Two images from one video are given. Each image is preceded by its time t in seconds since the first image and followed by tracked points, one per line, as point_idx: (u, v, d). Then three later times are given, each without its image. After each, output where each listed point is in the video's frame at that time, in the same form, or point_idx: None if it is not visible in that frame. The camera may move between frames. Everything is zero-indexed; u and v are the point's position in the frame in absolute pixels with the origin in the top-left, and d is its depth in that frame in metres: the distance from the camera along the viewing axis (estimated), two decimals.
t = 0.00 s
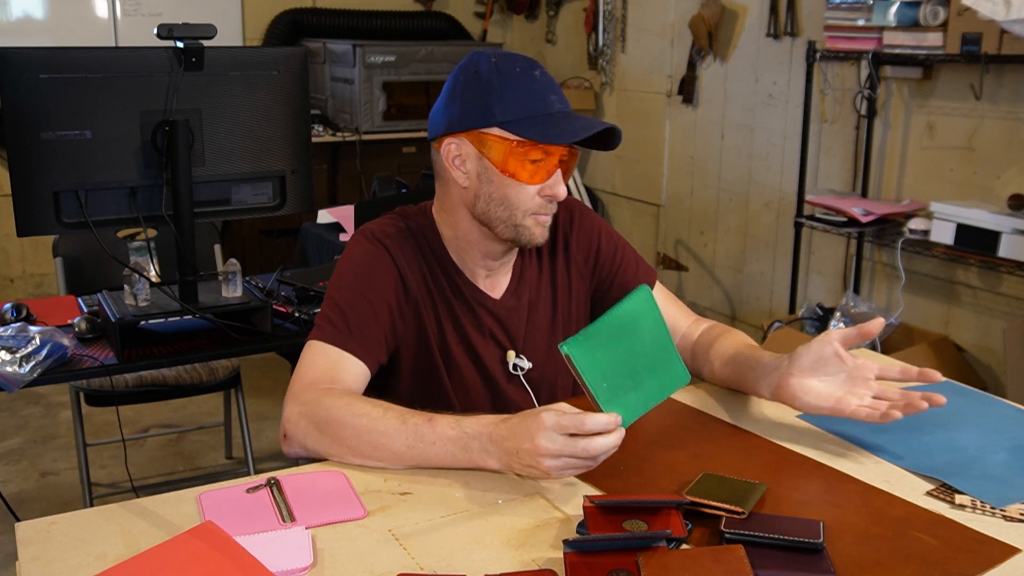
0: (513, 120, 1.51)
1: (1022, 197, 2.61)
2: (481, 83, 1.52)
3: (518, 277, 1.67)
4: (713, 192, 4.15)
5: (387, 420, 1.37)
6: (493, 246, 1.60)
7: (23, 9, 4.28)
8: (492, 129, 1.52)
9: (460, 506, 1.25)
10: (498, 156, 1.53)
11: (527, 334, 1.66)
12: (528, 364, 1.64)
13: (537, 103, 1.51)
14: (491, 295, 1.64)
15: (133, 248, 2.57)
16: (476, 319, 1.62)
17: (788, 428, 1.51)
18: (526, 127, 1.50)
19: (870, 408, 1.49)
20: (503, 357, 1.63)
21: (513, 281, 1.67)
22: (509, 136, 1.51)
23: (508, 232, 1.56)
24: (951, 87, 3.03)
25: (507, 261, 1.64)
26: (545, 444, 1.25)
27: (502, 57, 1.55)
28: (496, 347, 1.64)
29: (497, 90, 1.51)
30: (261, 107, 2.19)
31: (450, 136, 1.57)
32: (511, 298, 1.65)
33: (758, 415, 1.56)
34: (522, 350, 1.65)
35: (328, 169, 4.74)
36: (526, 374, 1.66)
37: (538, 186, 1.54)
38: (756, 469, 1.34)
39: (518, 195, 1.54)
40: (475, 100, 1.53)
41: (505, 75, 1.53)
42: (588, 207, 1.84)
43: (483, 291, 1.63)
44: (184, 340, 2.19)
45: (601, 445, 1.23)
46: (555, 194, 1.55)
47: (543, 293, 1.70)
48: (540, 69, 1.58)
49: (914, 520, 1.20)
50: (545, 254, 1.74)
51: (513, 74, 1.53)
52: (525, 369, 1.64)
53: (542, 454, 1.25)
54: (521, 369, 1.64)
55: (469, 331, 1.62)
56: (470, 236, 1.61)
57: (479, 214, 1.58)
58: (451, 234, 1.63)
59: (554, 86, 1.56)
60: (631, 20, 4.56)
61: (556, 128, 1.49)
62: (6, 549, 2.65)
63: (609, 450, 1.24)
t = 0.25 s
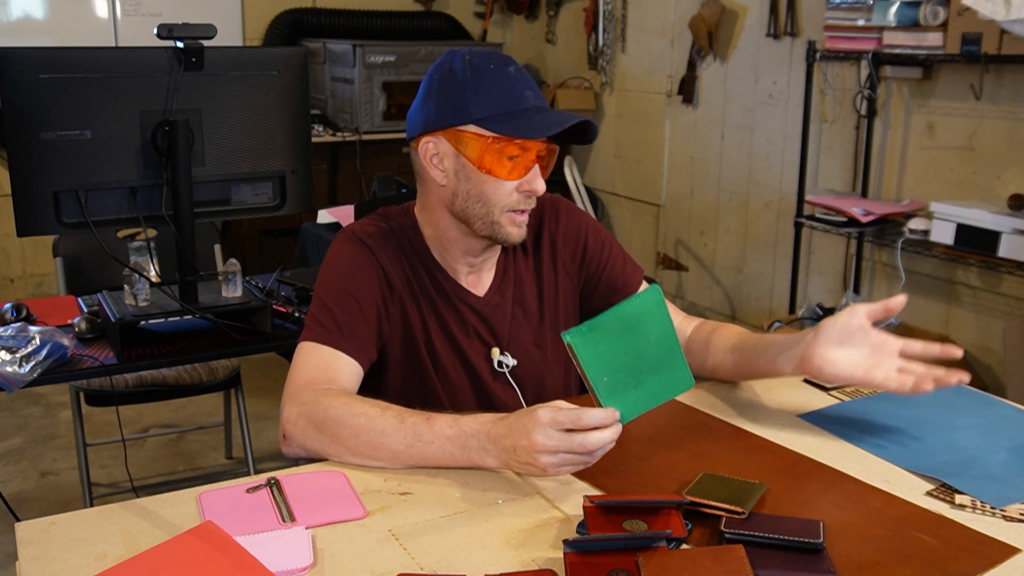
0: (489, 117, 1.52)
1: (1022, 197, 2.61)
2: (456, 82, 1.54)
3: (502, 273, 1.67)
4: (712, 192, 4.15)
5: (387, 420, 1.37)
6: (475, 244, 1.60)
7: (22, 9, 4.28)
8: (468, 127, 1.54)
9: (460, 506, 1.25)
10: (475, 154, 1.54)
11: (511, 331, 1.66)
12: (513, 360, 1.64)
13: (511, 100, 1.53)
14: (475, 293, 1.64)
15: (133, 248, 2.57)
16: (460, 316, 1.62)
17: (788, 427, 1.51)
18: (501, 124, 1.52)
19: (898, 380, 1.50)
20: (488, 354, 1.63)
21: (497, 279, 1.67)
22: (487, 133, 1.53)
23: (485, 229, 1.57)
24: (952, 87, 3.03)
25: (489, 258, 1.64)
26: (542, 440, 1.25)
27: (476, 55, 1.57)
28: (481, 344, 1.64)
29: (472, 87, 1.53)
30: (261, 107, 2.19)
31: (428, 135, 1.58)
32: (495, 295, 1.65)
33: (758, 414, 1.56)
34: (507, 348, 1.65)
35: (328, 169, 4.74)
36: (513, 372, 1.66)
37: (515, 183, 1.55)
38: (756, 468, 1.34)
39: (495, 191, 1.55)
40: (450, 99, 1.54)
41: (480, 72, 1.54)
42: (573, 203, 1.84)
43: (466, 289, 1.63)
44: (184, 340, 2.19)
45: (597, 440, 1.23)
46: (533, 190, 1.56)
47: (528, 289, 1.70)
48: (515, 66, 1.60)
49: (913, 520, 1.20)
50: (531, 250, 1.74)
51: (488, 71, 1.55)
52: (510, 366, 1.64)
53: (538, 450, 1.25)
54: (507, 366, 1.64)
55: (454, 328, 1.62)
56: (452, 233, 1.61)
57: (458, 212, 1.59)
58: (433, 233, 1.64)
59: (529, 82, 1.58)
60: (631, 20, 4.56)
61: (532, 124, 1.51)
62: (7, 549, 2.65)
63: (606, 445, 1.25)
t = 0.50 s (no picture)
0: (459, 120, 1.52)
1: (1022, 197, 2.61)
2: (427, 85, 1.55)
3: (490, 272, 1.67)
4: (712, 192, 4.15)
5: (386, 420, 1.37)
6: (457, 246, 1.60)
7: (23, 9, 4.28)
8: (439, 129, 1.53)
9: (460, 506, 1.25)
10: (447, 155, 1.53)
11: (501, 331, 1.66)
12: (503, 360, 1.64)
13: (481, 101, 1.52)
14: (465, 294, 1.64)
15: (133, 248, 2.57)
16: (450, 316, 1.62)
17: (788, 427, 1.51)
18: (471, 126, 1.51)
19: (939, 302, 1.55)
20: (478, 354, 1.63)
21: (485, 279, 1.67)
22: (457, 133, 1.52)
23: (462, 231, 1.56)
24: (951, 87, 3.03)
25: (476, 259, 1.64)
26: (537, 432, 1.24)
27: (449, 55, 1.56)
28: (472, 344, 1.64)
29: (443, 89, 1.53)
30: (261, 107, 2.19)
31: (405, 137, 1.59)
32: (484, 296, 1.65)
33: (758, 414, 1.56)
34: (498, 348, 1.65)
35: (328, 169, 4.74)
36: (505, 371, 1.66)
37: (489, 184, 1.53)
38: (755, 468, 1.34)
39: (469, 193, 1.54)
40: (422, 102, 1.55)
41: (451, 74, 1.54)
42: (562, 201, 1.84)
43: (455, 290, 1.63)
44: (184, 340, 2.19)
45: (593, 433, 1.21)
46: (508, 191, 1.54)
47: (518, 289, 1.70)
48: (491, 64, 1.59)
49: (914, 520, 1.20)
50: (521, 250, 1.74)
51: (460, 72, 1.54)
52: (501, 365, 1.64)
53: (534, 442, 1.24)
54: (497, 366, 1.64)
55: (445, 329, 1.62)
56: (434, 235, 1.60)
57: (437, 214, 1.58)
58: (419, 235, 1.63)
59: (503, 81, 1.57)
60: (631, 20, 4.56)
61: (502, 125, 1.50)
62: (7, 549, 2.65)
63: (603, 437, 1.22)
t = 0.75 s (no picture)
0: (427, 110, 1.56)
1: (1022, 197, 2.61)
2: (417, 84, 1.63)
3: (499, 273, 1.67)
4: (713, 192, 4.15)
5: (386, 419, 1.37)
6: (451, 243, 1.60)
7: (22, 9, 4.28)
8: (415, 121, 1.59)
9: (460, 506, 1.25)
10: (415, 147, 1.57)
11: (508, 333, 1.65)
12: (509, 362, 1.64)
13: (448, 93, 1.56)
14: (472, 295, 1.64)
15: (133, 248, 2.56)
16: (457, 317, 1.62)
17: (788, 427, 1.51)
18: (432, 115, 1.55)
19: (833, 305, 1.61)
20: (485, 355, 1.63)
21: (494, 279, 1.66)
22: (421, 125, 1.56)
23: (440, 223, 1.57)
24: (951, 87, 3.03)
25: (482, 257, 1.64)
26: (542, 429, 1.23)
27: (439, 54, 1.63)
28: (478, 346, 1.63)
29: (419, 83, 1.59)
30: (261, 106, 2.19)
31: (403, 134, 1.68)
32: (492, 296, 1.65)
33: (758, 414, 1.56)
34: (503, 350, 1.65)
35: (328, 169, 4.74)
36: (510, 373, 1.66)
37: (459, 174, 1.54)
38: (755, 468, 1.34)
39: (439, 182, 1.55)
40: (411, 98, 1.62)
41: (431, 70, 1.60)
42: (569, 206, 1.85)
43: (463, 290, 1.63)
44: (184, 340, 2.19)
45: (598, 429, 1.22)
46: (474, 183, 1.54)
47: (526, 291, 1.69)
48: (475, 58, 1.61)
49: (914, 520, 1.20)
50: (529, 252, 1.74)
51: (439, 67, 1.59)
52: (507, 367, 1.64)
53: (539, 440, 1.23)
54: (503, 368, 1.64)
55: (452, 330, 1.62)
56: (432, 231, 1.62)
57: (425, 208, 1.61)
58: (426, 233, 1.63)
59: (479, 73, 1.58)
60: (631, 20, 4.56)
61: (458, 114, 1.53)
62: (7, 549, 2.65)
63: (606, 433, 1.23)
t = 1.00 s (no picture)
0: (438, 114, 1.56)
1: (1022, 197, 2.61)
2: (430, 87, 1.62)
3: (507, 278, 1.66)
4: (713, 192, 4.15)
5: (386, 420, 1.37)
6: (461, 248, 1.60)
7: (23, 9, 4.28)
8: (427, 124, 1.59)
9: (460, 506, 1.25)
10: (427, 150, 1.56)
11: (513, 339, 1.65)
12: (513, 368, 1.63)
13: (461, 98, 1.55)
14: (479, 299, 1.64)
15: (133, 248, 2.56)
16: (462, 322, 1.62)
17: (788, 427, 1.51)
18: (443, 119, 1.54)
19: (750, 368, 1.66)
20: (489, 360, 1.63)
21: (501, 284, 1.66)
22: (432, 128, 1.55)
23: (449, 229, 1.56)
24: (951, 87, 3.03)
25: (489, 262, 1.63)
26: (555, 416, 1.29)
27: (454, 57, 1.63)
28: (482, 351, 1.63)
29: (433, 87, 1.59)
30: (261, 106, 2.19)
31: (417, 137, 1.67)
32: (499, 301, 1.64)
33: (758, 414, 1.56)
34: (507, 355, 1.65)
35: (328, 169, 4.74)
36: (513, 378, 1.66)
37: (469, 180, 1.53)
38: (755, 469, 1.34)
39: (450, 188, 1.54)
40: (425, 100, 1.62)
41: (445, 73, 1.59)
42: (580, 211, 1.85)
43: (470, 295, 1.63)
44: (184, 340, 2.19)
45: (609, 416, 1.29)
46: (483, 189, 1.53)
47: (531, 296, 1.69)
48: (489, 62, 1.60)
49: (914, 520, 1.20)
50: (537, 257, 1.74)
51: (452, 71, 1.59)
52: (511, 373, 1.63)
53: (551, 427, 1.29)
54: (507, 374, 1.63)
55: (457, 335, 1.62)
56: (442, 235, 1.61)
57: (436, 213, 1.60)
58: (436, 236, 1.63)
59: (493, 77, 1.57)
60: (631, 20, 4.56)
61: (470, 119, 1.52)
62: (7, 549, 2.65)
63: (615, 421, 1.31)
